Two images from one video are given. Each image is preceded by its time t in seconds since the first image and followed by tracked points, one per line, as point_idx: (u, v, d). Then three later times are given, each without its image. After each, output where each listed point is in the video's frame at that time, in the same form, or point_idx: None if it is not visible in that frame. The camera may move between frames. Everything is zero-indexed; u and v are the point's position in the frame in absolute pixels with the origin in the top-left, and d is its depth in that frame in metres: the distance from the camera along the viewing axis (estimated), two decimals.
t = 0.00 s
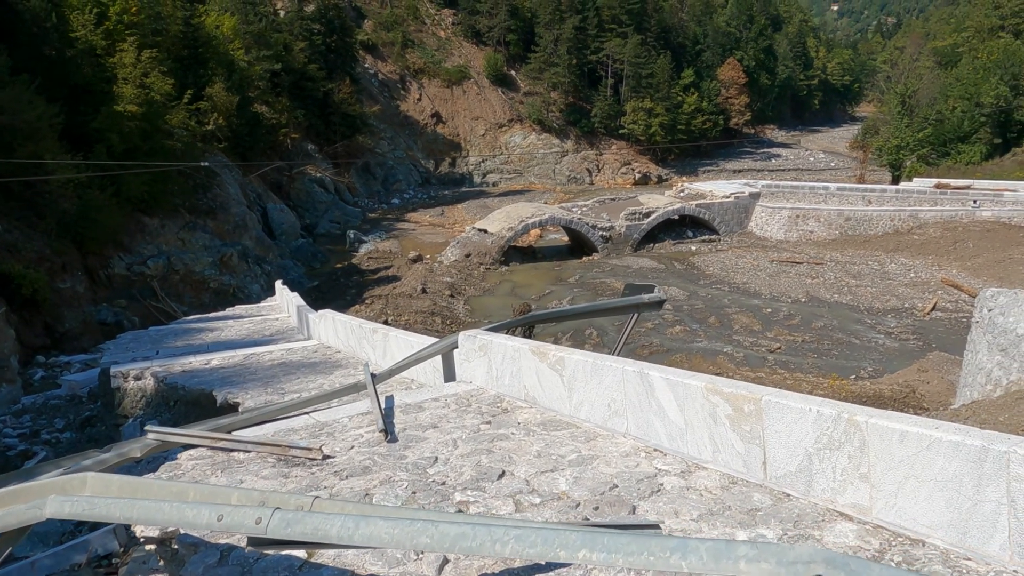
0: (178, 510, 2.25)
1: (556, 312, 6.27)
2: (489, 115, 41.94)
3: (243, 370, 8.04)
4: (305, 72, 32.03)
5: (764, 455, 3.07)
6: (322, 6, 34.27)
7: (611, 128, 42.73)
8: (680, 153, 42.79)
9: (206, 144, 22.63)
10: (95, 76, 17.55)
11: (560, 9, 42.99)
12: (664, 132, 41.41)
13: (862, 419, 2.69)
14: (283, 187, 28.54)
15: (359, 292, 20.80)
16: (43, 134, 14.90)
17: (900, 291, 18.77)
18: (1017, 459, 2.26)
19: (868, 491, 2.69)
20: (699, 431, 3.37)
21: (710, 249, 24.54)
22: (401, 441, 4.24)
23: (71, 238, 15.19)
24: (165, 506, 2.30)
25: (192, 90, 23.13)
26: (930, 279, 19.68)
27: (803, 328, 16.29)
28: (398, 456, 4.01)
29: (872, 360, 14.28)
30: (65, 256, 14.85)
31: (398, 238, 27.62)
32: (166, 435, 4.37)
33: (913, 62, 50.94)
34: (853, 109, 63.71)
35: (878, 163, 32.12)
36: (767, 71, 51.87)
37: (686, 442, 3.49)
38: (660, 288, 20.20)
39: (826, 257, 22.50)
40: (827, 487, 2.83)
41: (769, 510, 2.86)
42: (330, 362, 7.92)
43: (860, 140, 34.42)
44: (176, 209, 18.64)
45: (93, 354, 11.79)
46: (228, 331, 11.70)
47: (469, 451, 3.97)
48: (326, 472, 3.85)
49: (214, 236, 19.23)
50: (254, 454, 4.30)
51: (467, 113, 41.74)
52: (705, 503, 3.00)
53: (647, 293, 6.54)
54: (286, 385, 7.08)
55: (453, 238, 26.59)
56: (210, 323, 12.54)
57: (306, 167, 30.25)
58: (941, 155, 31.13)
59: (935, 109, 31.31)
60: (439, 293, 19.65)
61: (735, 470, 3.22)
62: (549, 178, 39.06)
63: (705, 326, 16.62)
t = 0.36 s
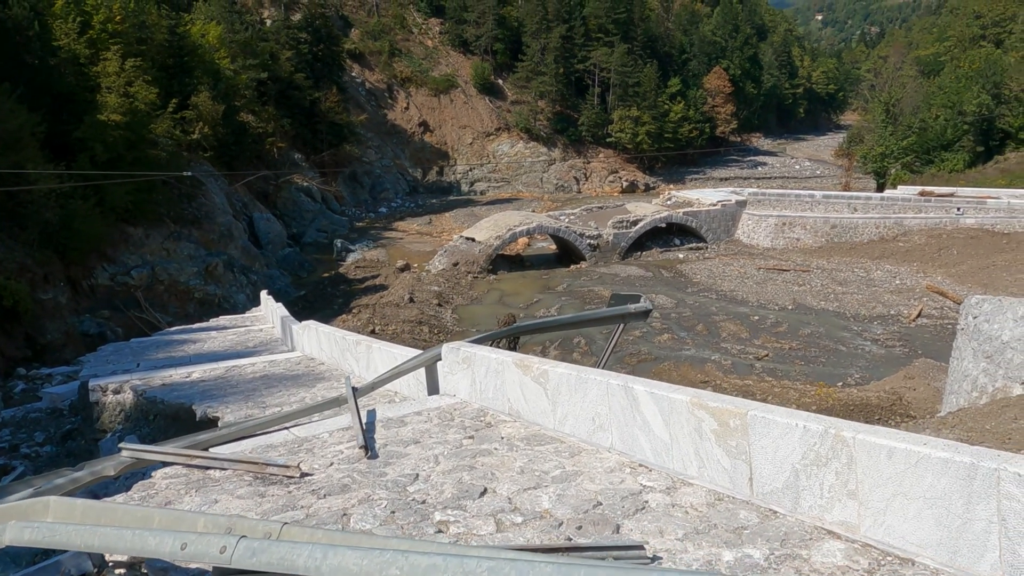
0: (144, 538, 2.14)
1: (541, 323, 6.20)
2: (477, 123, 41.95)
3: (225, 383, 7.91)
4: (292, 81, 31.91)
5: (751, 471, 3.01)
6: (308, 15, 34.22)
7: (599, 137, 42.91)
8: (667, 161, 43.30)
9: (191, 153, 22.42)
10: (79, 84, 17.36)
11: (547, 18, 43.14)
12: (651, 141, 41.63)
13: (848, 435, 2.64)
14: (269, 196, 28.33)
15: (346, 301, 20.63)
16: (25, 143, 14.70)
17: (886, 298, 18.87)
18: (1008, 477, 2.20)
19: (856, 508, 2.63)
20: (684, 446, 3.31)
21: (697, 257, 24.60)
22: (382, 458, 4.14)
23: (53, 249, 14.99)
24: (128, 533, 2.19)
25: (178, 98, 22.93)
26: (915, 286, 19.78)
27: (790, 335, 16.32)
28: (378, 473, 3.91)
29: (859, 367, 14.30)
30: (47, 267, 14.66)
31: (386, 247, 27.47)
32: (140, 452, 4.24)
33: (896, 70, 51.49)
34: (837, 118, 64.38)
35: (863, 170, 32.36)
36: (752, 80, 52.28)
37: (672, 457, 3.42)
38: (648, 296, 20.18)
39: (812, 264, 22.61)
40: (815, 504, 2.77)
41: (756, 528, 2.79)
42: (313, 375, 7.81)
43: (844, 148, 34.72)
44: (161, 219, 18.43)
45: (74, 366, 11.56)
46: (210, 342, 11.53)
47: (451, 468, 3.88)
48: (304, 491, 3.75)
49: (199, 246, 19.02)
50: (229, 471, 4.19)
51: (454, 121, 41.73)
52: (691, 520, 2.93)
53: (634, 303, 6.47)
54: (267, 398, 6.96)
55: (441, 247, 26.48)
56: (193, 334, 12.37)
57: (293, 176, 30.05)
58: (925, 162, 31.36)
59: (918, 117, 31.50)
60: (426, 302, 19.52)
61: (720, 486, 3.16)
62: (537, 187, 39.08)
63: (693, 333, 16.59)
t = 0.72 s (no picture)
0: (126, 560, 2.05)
1: (536, 334, 6.13)
2: (470, 132, 41.97)
3: (215, 395, 7.80)
4: (285, 90, 31.85)
5: (750, 486, 2.96)
6: (301, 24, 34.23)
7: (591, 145, 43.05)
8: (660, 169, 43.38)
9: (183, 162, 22.31)
10: (71, 93, 17.26)
11: (540, 27, 43.55)
12: (644, 149, 41.77)
13: (850, 450, 2.60)
14: (262, 205, 28.19)
15: (339, 310, 20.50)
16: (15, 152, 14.57)
17: (879, 305, 18.90)
18: (1014, 493, 2.17)
19: (859, 525, 2.59)
20: (683, 459, 3.26)
21: (691, 265, 24.61)
22: (374, 472, 4.07)
23: (43, 259, 14.86)
24: (110, 556, 2.11)
25: (170, 107, 22.82)
26: (908, 294, 19.82)
27: (783, 343, 16.30)
28: (371, 489, 3.83)
29: (853, 375, 14.27)
30: (36, 277, 14.52)
31: (378, 255, 27.36)
32: (128, 467, 4.16)
33: (887, 79, 51.84)
34: (830, 126, 64.80)
35: (855, 178, 32.49)
36: (744, 89, 52.56)
37: (670, 471, 3.36)
38: (641, 304, 20.15)
39: (805, 272, 22.66)
40: (816, 521, 2.72)
41: (757, 545, 2.73)
42: (305, 387, 7.72)
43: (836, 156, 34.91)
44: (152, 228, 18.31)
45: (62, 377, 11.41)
46: (201, 352, 11.41)
47: (445, 483, 3.80)
48: (295, 508, 3.66)
49: (191, 255, 18.88)
50: (219, 487, 4.10)
51: (447, 130, 41.73)
52: (691, 537, 2.87)
53: (629, 313, 6.41)
54: (258, 411, 6.88)
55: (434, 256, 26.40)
56: (184, 345, 12.24)
57: (286, 185, 29.94)
58: (916, 170, 31.57)
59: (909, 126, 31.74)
60: (419, 311, 19.42)
61: (719, 501, 3.10)
62: (530, 195, 39.07)
63: (687, 342, 16.56)
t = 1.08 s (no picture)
0: None
1: (533, 345, 6.08)
2: (466, 141, 42.02)
3: (210, 407, 7.71)
4: (281, 99, 31.84)
5: (756, 503, 2.92)
6: (298, 34, 34.30)
7: (587, 154, 43.16)
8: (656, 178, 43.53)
9: (179, 171, 22.21)
10: (66, 102, 17.18)
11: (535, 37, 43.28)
12: (639, 158, 41.89)
13: (859, 468, 2.58)
14: (257, 214, 28.12)
15: (335, 319, 20.41)
16: (10, 161, 14.48)
17: (875, 314, 18.90)
18: None
19: (869, 543, 2.57)
20: (687, 477, 3.22)
21: (687, 274, 24.61)
22: (373, 488, 4.00)
23: (37, 268, 14.75)
24: None
25: (166, 116, 22.76)
26: (904, 302, 19.83)
27: (780, 352, 16.28)
28: (368, 506, 3.76)
29: (850, 385, 14.23)
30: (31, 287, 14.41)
31: (374, 264, 27.28)
32: (121, 483, 4.05)
33: (881, 88, 52.10)
34: (824, 135, 65.14)
35: (849, 188, 32.61)
36: (739, 98, 52.77)
37: (673, 487, 3.33)
38: (638, 313, 20.10)
39: (801, 281, 22.69)
40: (825, 539, 2.70)
41: (765, 566, 2.67)
42: (301, 398, 7.65)
43: (831, 165, 35.06)
44: (148, 237, 18.21)
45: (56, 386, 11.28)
46: (196, 363, 11.32)
47: (443, 500, 3.73)
48: (291, 525, 3.59)
49: (187, 265, 18.80)
50: (214, 503, 4.01)
51: (443, 139, 41.77)
52: (694, 557, 2.82)
53: (628, 323, 6.37)
54: (254, 424, 6.81)
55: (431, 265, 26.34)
56: (179, 356, 12.14)
57: (282, 194, 29.88)
58: (911, 180, 31.88)
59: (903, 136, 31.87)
60: (416, 321, 19.34)
61: (724, 518, 3.06)
62: (526, 205, 39.09)
63: (684, 351, 16.52)
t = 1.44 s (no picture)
0: None
1: (528, 356, 6.04)
2: (460, 151, 42.06)
3: (203, 419, 7.63)
4: (274, 109, 31.80)
5: (757, 516, 2.89)
6: (292, 44, 34.31)
7: (581, 164, 43.29)
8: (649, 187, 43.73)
9: (172, 180, 22.12)
10: (59, 112, 17.09)
11: (529, 47, 43.42)
12: (633, 167, 42.04)
13: (861, 480, 2.56)
14: (251, 224, 28.03)
15: (328, 329, 20.32)
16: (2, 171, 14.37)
17: (868, 323, 18.94)
18: None
19: (872, 557, 2.55)
20: (686, 488, 3.18)
21: (681, 283, 24.64)
22: (368, 501, 3.95)
23: (29, 279, 14.63)
24: None
25: (159, 126, 22.68)
26: (897, 311, 19.88)
27: (774, 361, 16.27)
28: (363, 519, 3.70)
29: (844, 394, 14.21)
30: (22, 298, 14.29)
31: (368, 274, 27.21)
32: (113, 497, 3.99)
33: (873, 98, 52.46)
34: (816, 144, 65.57)
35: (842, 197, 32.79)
36: (731, 108, 53.03)
37: (671, 499, 3.30)
38: (633, 322, 20.09)
39: (795, 289, 22.74)
40: (825, 552, 2.67)
41: None
42: (295, 409, 7.60)
43: (823, 174, 35.25)
44: (141, 247, 18.10)
45: (47, 397, 11.16)
46: (189, 374, 11.23)
47: (439, 513, 3.69)
48: (285, 539, 3.54)
49: (179, 275, 18.70)
50: (206, 517, 3.95)
51: (437, 149, 41.81)
52: (694, 570, 2.78)
53: (624, 333, 6.33)
54: (247, 436, 6.75)
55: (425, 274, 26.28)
56: (171, 367, 12.04)
57: (275, 204, 29.81)
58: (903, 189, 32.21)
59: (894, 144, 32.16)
60: (410, 330, 19.27)
61: (723, 530, 3.03)
62: (520, 214, 39.08)
63: (678, 360, 16.51)
